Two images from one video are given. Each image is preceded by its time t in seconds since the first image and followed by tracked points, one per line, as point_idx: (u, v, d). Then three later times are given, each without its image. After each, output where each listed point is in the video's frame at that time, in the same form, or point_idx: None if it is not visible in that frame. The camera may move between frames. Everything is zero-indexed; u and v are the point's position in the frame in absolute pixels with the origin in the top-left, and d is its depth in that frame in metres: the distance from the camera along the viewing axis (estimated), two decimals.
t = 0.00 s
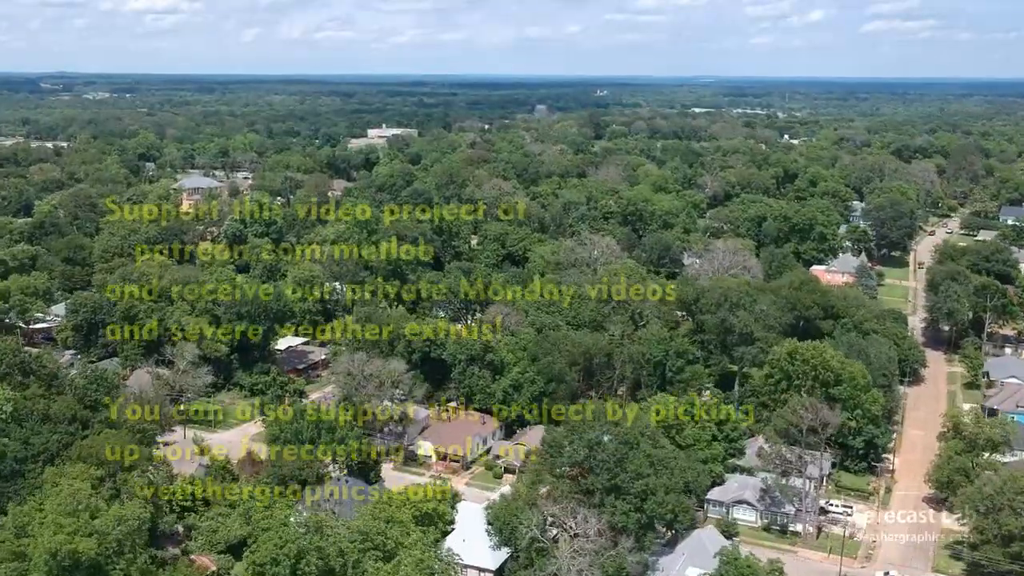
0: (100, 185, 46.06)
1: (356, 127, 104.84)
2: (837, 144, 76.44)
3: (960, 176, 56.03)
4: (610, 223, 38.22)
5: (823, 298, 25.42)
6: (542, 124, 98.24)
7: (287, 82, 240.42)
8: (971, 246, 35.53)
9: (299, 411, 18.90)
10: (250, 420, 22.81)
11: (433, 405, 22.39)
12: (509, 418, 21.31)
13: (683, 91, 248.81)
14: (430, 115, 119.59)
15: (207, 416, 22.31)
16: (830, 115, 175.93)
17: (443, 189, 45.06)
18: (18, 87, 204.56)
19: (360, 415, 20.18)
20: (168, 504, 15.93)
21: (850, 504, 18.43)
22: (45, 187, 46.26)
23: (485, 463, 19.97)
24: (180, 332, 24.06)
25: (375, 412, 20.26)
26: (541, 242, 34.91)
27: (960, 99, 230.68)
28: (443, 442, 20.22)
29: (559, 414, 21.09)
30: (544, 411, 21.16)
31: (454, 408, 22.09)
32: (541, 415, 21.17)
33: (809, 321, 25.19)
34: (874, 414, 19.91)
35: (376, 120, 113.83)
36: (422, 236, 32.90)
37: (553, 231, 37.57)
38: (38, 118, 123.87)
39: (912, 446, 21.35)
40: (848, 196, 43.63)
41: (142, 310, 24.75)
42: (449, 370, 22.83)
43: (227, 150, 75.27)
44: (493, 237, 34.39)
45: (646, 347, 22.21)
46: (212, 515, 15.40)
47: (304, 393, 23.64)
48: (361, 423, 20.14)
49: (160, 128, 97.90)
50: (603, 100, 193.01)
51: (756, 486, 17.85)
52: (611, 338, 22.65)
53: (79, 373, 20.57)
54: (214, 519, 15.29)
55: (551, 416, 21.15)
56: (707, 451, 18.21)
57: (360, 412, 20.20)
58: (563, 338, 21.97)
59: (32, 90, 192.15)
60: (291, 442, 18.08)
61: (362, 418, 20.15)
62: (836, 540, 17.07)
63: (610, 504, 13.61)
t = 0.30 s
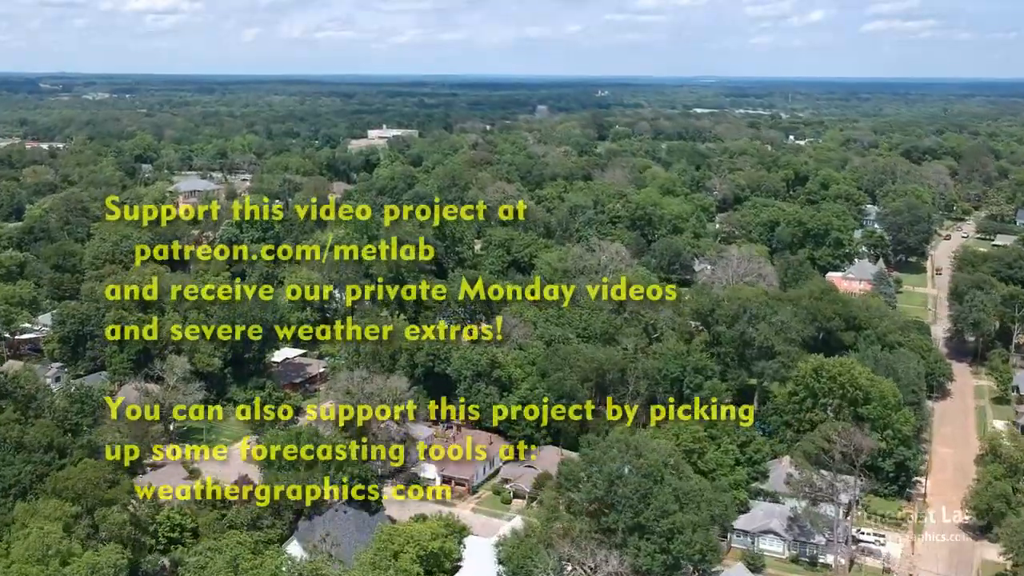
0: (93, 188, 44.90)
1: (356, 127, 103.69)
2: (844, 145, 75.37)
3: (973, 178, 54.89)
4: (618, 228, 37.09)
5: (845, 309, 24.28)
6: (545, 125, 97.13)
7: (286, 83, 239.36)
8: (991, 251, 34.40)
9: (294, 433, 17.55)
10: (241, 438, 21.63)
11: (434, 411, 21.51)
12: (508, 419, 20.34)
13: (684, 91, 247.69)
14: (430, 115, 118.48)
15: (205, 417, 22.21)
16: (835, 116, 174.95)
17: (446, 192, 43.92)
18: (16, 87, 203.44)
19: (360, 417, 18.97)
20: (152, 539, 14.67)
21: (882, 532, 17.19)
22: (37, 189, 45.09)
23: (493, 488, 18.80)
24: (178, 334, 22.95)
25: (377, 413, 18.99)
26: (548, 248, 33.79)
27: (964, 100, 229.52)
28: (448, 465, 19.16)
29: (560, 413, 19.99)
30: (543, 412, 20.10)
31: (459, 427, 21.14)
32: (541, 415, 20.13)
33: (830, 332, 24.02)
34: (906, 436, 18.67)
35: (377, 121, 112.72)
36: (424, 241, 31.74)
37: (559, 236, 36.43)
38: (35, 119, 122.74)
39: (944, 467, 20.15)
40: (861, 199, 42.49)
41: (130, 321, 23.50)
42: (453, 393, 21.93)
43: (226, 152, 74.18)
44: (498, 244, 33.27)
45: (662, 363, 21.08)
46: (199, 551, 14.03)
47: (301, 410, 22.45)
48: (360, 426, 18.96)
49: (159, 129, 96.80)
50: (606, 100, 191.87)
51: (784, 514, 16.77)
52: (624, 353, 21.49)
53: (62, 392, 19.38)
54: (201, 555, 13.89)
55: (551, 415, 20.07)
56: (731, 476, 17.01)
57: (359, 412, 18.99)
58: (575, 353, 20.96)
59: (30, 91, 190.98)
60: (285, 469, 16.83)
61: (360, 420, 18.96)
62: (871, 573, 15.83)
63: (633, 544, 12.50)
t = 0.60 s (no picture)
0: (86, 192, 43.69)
1: (357, 128, 102.57)
2: (852, 147, 74.20)
3: (987, 181, 53.69)
4: (627, 234, 35.99)
5: (869, 321, 23.12)
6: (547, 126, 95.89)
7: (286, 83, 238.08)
8: (1014, 258, 33.23)
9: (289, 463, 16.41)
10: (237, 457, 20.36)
11: (434, 412, 20.09)
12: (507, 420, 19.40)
13: (686, 91, 246.48)
14: (431, 116, 117.24)
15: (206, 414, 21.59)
16: (839, 117, 173.79)
17: (448, 196, 42.81)
18: (14, 87, 202.22)
19: (360, 417, 19.42)
20: None
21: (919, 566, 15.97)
22: (28, 193, 43.89)
23: (502, 516, 17.62)
24: (177, 334, 22.13)
25: (377, 413, 19.30)
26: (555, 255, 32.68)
27: (967, 101, 228.47)
28: (454, 490, 17.91)
29: (559, 413, 19.05)
30: (542, 411, 19.15)
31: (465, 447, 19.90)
32: (541, 415, 19.16)
33: (854, 346, 22.83)
34: (941, 461, 17.56)
35: (377, 121, 111.52)
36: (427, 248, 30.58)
37: (566, 242, 35.29)
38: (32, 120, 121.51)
39: (980, 492, 18.97)
40: (876, 204, 41.33)
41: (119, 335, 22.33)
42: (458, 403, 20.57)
43: (224, 154, 73.11)
44: (504, 250, 32.15)
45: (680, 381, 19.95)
46: None
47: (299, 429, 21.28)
48: (360, 425, 19.36)
49: (157, 131, 95.69)
50: (608, 101, 190.84)
51: (815, 548, 15.37)
52: (639, 369, 20.35)
53: (43, 414, 18.23)
54: None
55: (551, 415, 19.11)
56: (758, 508, 15.82)
57: (361, 412, 19.50)
58: (587, 370, 19.73)
59: (27, 91, 189.70)
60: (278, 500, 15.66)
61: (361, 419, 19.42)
62: None
63: None
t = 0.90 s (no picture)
0: (79, 195, 42.55)
1: (358, 129, 101.46)
2: (861, 148, 73.05)
3: (1002, 183, 52.52)
4: (636, 239, 34.89)
5: (896, 334, 21.99)
6: (550, 127, 94.88)
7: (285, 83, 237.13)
8: None
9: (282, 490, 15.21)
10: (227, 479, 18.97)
11: (434, 410, 19.22)
12: (507, 419, 18.65)
13: (689, 91, 245.37)
14: (433, 117, 116.12)
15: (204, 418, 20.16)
16: (843, 117, 172.40)
17: (451, 199, 41.65)
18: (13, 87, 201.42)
19: (360, 416, 19.08)
20: None
21: None
22: (20, 197, 42.76)
23: (513, 546, 16.47)
24: (178, 333, 21.68)
25: (376, 413, 18.96)
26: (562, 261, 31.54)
27: (971, 102, 227.21)
28: (461, 519, 16.74)
29: (559, 413, 18.15)
30: (543, 412, 18.26)
31: (472, 469, 18.74)
32: (540, 415, 18.31)
33: (880, 361, 21.65)
34: (984, 488, 16.39)
35: (379, 121, 110.37)
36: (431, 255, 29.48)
37: (573, 248, 34.18)
38: (29, 120, 120.41)
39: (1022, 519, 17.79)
40: (891, 207, 40.18)
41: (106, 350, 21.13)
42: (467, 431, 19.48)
43: (223, 155, 72.01)
44: (509, 257, 31.03)
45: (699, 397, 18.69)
46: None
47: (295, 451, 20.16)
48: (360, 425, 18.93)
49: (156, 131, 94.59)
50: (610, 101, 189.63)
51: None
52: (657, 387, 19.22)
53: (23, 439, 17.07)
54: None
55: (550, 415, 18.24)
56: (791, 541, 14.66)
57: (361, 413, 19.13)
58: (602, 389, 18.62)
59: (25, 91, 188.64)
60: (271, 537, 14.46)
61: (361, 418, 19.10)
62: None
63: None
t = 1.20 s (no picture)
0: (72, 199, 41.39)
1: (358, 129, 100.33)
2: (869, 149, 71.77)
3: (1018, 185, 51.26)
4: (645, 245, 33.72)
5: (926, 349, 20.82)
6: (553, 128, 93.70)
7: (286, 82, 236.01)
8: None
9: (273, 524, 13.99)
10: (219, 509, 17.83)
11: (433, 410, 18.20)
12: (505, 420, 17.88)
13: (691, 91, 244.14)
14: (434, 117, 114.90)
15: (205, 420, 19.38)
16: (847, 117, 171.16)
17: (454, 201, 40.50)
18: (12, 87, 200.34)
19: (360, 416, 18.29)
20: None
21: None
22: (12, 200, 41.60)
23: None
24: (178, 333, 21.36)
25: (377, 412, 18.21)
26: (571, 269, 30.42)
27: (974, 102, 225.78)
28: (469, 553, 15.62)
29: (559, 413, 17.72)
30: (543, 411, 17.76)
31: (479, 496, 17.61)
32: (541, 414, 17.78)
33: (911, 377, 20.61)
34: None
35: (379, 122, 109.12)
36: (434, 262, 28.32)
37: (581, 254, 33.01)
38: (27, 121, 119.29)
39: None
40: (908, 211, 38.98)
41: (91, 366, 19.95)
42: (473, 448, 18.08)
43: (222, 156, 70.89)
44: (516, 263, 29.89)
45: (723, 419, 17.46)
46: None
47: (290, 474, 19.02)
48: (359, 426, 18.14)
49: (154, 132, 93.51)
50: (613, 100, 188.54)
51: None
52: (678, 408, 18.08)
53: None
54: None
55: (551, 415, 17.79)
56: None
57: (360, 413, 18.31)
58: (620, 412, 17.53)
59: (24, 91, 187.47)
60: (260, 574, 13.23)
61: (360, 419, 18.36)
62: None
63: None
